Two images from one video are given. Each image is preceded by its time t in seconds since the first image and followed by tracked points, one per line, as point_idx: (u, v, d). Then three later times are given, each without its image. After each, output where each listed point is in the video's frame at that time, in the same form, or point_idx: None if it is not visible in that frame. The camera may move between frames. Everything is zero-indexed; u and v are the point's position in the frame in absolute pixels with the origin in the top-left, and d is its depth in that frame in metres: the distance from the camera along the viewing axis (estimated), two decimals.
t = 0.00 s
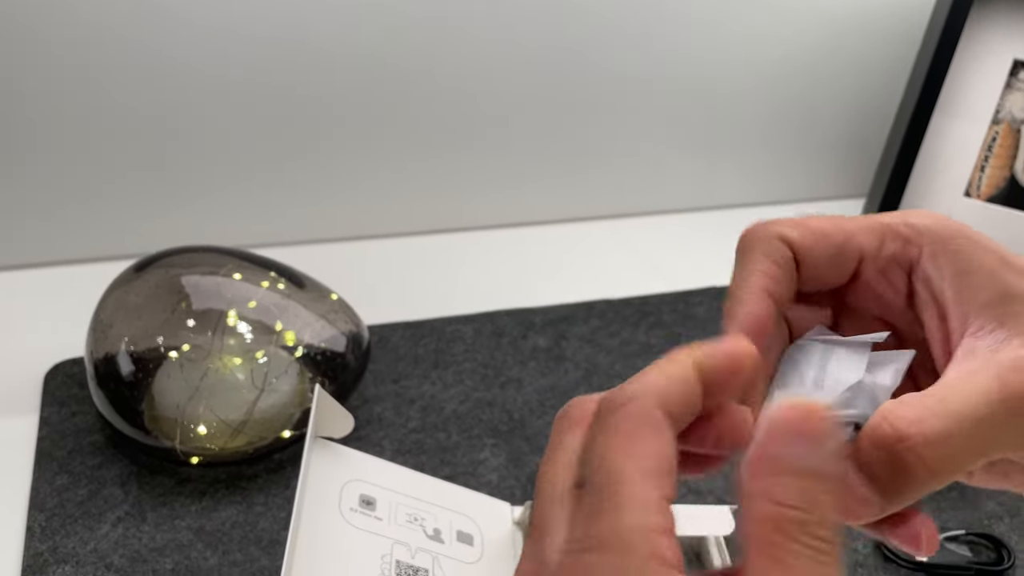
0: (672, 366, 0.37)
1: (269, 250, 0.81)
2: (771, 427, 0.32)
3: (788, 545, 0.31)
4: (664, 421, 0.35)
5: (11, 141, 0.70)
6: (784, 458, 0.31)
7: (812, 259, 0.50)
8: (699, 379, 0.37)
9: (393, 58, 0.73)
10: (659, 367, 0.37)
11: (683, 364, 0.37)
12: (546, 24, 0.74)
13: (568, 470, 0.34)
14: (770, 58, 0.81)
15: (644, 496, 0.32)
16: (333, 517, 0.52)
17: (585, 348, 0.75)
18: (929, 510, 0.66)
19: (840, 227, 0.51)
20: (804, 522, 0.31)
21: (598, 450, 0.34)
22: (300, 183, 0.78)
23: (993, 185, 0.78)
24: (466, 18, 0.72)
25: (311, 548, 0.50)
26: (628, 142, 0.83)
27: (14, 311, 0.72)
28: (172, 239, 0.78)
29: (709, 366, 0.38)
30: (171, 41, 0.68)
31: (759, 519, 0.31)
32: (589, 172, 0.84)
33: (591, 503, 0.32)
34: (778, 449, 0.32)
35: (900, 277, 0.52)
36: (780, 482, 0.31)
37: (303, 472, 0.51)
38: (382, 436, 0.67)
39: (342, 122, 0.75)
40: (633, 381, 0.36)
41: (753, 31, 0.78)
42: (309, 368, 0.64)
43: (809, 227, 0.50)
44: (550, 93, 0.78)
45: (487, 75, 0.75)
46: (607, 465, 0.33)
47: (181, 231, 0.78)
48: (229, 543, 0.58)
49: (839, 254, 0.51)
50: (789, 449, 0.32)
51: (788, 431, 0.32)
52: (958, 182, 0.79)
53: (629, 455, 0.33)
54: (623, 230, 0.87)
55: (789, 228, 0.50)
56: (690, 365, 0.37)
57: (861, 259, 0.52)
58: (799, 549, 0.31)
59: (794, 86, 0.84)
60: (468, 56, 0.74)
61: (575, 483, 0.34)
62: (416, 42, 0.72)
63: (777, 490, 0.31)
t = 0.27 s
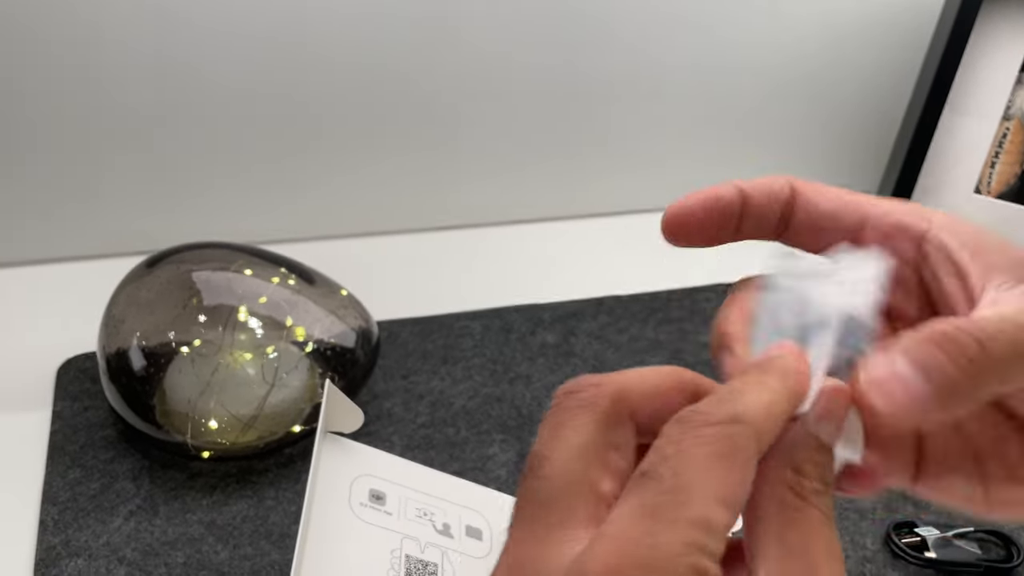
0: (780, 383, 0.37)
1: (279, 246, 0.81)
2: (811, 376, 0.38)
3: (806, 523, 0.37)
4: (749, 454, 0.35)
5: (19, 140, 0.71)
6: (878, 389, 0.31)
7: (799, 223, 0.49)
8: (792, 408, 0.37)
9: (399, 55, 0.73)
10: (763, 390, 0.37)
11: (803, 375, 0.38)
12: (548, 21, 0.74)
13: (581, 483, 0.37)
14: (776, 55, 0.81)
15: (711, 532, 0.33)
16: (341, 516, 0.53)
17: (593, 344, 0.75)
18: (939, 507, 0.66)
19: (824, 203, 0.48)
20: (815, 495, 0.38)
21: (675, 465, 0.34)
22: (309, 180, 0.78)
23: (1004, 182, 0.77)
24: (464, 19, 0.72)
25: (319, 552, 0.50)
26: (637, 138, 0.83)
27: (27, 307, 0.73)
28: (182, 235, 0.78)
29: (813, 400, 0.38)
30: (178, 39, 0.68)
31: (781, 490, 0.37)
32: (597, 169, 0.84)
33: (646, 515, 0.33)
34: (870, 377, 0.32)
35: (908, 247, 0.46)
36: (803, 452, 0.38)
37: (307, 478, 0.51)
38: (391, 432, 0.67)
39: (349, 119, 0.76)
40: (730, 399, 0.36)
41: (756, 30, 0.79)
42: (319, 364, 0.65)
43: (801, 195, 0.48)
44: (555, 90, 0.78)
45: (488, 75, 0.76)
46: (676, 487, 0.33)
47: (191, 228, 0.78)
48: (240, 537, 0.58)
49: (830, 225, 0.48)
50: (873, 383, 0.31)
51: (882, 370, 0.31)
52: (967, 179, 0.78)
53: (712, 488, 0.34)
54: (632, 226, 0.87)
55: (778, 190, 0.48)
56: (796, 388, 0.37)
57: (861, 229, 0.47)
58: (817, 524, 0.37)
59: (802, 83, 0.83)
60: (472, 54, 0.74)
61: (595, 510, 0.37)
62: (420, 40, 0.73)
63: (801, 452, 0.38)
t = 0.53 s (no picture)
0: (691, 404, 0.38)
1: (287, 242, 0.81)
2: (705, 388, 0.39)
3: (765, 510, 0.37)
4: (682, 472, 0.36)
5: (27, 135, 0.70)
6: (789, 416, 0.36)
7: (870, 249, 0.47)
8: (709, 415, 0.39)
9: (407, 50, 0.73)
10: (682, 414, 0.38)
11: (701, 391, 0.39)
12: (556, 16, 0.73)
13: (550, 525, 0.38)
14: (788, 50, 0.80)
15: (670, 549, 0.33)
16: (349, 512, 0.53)
17: (602, 340, 0.74)
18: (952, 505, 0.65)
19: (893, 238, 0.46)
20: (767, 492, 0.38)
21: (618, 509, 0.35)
22: (316, 175, 0.78)
23: (1017, 178, 0.76)
24: (470, 15, 0.72)
25: (328, 548, 0.50)
26: (647, 133, 0.82)
27: (35, 302, 0.73)
28: (190, 230, 0.78)
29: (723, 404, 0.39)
30: (184, 34, 0.68)
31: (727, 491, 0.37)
32: (606, 165, 0.84)
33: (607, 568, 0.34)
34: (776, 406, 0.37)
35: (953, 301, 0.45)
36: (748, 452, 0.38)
37: (317, 473, 0.51)
38: (399, 428, 0.67)
39: (357, 115, 0.75)
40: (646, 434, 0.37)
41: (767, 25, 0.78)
42: (327, 359, 0.64)
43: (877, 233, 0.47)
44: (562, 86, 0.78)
45: (496, 70, 0.75)
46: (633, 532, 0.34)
47: (199, 223, 0.78)
48: (248, 533, 0.58)
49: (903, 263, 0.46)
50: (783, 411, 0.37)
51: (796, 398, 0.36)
52: (981, 174, 0.77)
53: (661, 525, 0.34)
54: (642, 221, 0.86)
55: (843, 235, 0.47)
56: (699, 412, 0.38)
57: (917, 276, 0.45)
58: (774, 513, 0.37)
59: (813, 77, 0.83)
60: (480, 49, 0.74)
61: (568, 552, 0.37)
62: (429, 35, 0.72)
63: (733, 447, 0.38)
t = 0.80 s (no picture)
0: (679, 392, 0.39)
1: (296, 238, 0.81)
2: (697, 376, 0.41)
3: (747, 498, 0.38)
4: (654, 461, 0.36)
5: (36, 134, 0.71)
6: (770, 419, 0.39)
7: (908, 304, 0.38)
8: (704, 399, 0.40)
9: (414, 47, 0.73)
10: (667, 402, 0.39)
11: (689, 377, 0.40)
12: (561, 12, 0.73)
13: (534, 503, 0.37)
14: (796, 46, 0.80)
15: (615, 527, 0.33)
16: (357, 509, 0.53)
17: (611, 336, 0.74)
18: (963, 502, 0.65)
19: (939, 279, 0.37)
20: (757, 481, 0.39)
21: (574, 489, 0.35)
22: (324, 171, 0.78)
23: None
24: (474, 14, 0.72)
25: (336, 546, 0.50)
26: (655, 130, 0.82)
27: (47, 298, 0.73)
28: (199, 226, 0.78)
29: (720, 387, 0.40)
30: (191, 32, 0.68)
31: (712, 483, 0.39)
32: (614, 162, 0.83)
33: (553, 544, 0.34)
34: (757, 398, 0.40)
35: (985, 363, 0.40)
36: (733, 441, 0.39)
37: (326, 471, 0.51)
38: (408, 423, 0.67)
39: (364, 111, 0.75)
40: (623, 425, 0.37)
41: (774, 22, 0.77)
42: (336, 355, 0.65)
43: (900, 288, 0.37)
44: (568, 83, 0.78)
45: (503, 67, 0.75)
46: (580, 509, 0.34)
47: (208, 220, 0.78)
48: (257, 528, 0.59)
49: (946, 314, 0.38)
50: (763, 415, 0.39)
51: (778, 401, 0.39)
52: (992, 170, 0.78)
53: (604, 505, 0.34)
54: (651, 217, 0.86)
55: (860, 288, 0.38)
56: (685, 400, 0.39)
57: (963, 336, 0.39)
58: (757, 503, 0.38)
59: (822, 73, 0.82)
60: (487, 46, 0.74)
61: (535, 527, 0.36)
62: (429, 35, 0.72)
63: (717, 431, 0.39)
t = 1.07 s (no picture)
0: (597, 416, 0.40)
1: (302, 235, 0.81)
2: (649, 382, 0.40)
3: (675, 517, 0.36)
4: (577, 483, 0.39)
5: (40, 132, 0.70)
6: (796, 393, 0.38)
7: (874, 293, 0.49)
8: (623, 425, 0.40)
9: (418, 43, 0.72)
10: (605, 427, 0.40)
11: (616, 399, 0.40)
12: (566, 9, 0.73)
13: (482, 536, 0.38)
14: (804, 43, 0.79)
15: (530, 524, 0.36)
16: (362, 508, 0.52)
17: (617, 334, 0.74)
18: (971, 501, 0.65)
19: (907, 274, 0.48)
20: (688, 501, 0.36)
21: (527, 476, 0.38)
22: (329, 169, 0.78)
23: None
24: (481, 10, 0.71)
25: (340, 548, 0.50)
26: (662, 127, 0.82)
27: (52, 295, 0.73)
28: (205, 223, 0.78)
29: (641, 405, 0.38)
30: (195, 29, 0.68)
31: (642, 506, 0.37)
32: (620, 159, 0.83)
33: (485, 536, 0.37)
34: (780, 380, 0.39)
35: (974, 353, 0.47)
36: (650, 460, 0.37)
37: (329, 473, 0.50)
38: (414, 421, 0.66)
39: (369, 109, 0.75)
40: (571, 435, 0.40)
41: (782, 19, 0.77)
42: (341, 352, 0.64)
43: (873, 275, 0.49)
44: (574, 80, 0.77)
45: (510, 64, 0.75)
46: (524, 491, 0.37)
47: (213, 217, 0.78)
48: (263, 525, 0.58)
49: (912, 301, 0.48)
50: (792, 389, 0.38)
51: (804, 373, 0.39)
52: (1001, 168, 0.77)
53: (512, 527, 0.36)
54: (657, 214, 0.86)
55: (846, 275, 0.48)
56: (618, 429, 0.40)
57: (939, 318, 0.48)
58: (681, 522, 0.36)
59: (830, 70, 0.81)
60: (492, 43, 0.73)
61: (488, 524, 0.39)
62: (435, 32, 0.72)
63: (648, 455, 0.37)
